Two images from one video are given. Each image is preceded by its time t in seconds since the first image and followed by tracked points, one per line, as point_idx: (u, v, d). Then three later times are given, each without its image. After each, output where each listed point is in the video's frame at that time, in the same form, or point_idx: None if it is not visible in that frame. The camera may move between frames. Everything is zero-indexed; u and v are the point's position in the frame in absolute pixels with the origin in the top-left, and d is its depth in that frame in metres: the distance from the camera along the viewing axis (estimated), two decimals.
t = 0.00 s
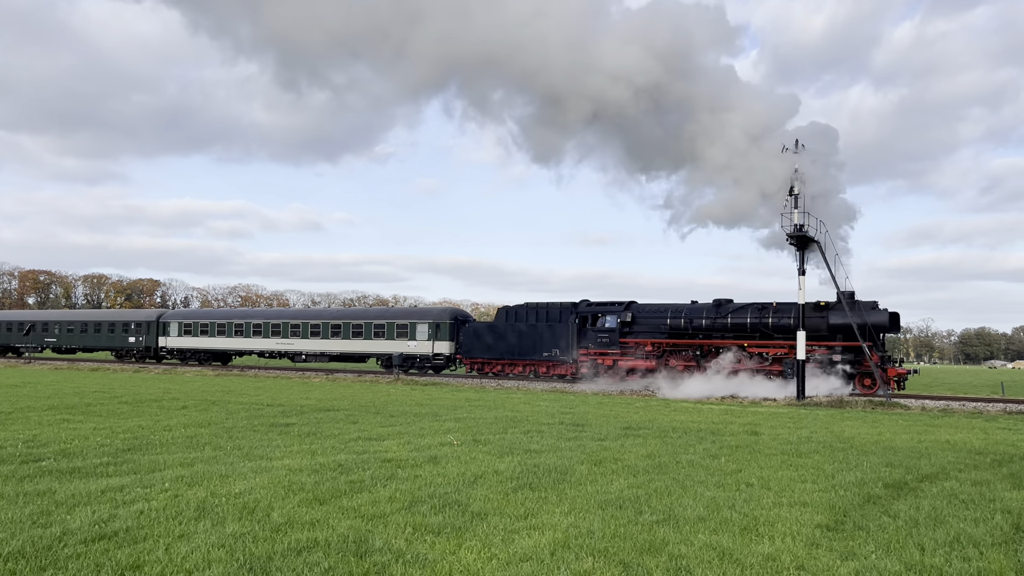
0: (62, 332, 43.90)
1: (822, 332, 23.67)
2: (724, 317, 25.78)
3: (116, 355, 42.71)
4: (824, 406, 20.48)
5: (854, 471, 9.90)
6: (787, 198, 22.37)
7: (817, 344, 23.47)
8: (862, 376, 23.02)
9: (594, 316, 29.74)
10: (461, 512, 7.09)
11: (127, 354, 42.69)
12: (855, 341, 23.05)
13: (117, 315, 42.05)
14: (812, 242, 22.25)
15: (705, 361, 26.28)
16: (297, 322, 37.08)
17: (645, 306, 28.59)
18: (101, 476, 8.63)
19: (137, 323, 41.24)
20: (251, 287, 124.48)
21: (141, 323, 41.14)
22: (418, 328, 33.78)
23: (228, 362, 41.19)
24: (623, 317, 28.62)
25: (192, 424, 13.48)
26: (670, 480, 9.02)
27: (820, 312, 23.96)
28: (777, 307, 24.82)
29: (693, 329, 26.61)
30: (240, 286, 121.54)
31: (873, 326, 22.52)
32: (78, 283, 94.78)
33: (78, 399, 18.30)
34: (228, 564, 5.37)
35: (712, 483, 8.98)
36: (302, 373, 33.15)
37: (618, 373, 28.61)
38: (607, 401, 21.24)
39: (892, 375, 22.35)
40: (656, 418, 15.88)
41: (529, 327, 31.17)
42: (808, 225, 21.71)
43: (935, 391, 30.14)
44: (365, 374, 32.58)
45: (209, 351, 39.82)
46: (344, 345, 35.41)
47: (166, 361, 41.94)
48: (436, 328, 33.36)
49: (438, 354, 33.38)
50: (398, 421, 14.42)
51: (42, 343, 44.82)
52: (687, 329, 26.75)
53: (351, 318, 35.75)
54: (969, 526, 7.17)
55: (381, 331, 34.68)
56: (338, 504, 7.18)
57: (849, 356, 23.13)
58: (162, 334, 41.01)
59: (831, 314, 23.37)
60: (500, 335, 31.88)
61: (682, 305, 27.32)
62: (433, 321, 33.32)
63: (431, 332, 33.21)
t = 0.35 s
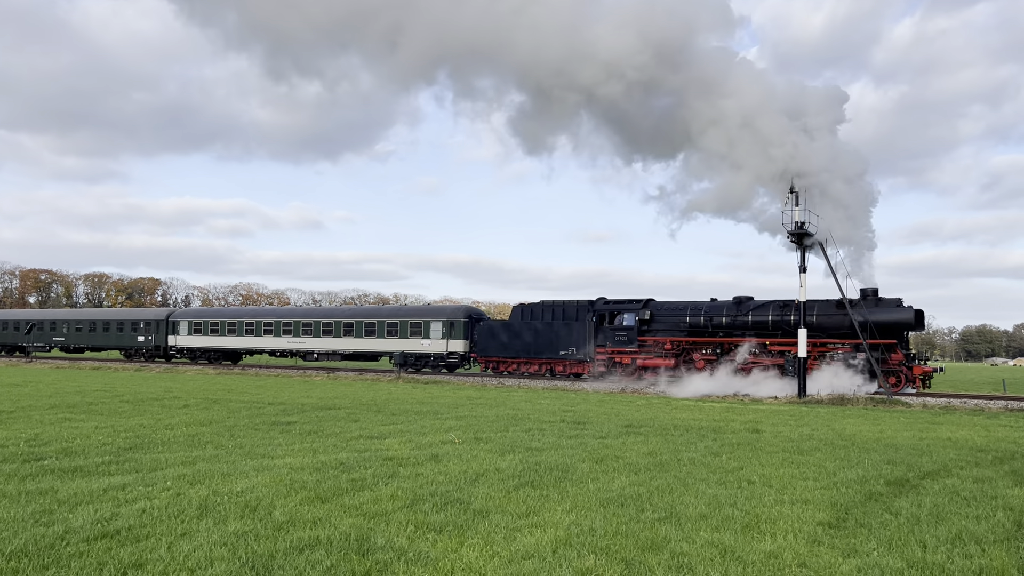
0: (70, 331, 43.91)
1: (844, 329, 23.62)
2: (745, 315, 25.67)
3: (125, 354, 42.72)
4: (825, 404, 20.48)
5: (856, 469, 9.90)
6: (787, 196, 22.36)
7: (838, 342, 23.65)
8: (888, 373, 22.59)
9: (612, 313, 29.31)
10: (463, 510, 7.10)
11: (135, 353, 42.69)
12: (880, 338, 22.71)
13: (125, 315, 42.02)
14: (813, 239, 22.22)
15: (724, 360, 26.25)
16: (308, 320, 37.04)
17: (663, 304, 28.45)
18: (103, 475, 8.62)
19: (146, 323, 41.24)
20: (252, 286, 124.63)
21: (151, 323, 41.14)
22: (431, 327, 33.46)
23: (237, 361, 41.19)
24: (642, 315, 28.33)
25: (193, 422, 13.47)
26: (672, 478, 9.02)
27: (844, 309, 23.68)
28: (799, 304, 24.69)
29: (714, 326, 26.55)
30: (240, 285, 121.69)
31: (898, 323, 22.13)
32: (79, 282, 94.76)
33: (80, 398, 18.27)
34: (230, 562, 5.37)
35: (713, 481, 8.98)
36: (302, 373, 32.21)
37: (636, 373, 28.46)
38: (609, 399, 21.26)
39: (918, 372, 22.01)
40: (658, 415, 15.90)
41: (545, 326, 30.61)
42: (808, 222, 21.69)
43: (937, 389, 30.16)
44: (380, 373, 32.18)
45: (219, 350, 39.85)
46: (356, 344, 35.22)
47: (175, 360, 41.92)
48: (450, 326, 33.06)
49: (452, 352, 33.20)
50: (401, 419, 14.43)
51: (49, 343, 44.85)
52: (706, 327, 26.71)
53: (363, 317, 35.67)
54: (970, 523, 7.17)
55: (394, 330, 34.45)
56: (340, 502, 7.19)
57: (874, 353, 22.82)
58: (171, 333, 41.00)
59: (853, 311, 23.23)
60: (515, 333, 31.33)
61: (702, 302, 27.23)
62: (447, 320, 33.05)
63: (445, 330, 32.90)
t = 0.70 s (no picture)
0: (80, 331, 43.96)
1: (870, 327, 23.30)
2: (768, 313, 25.34)
3: (136, 354, 42.75)
4: (829, 401, 20.45)
5: (859, 466, 9.89)
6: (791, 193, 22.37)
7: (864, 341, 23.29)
8: (914, 372, 22.33)
9: (631, 312, 29.06)
10: (467, 509, 7.09)
11: (146, 352, 42.71)
12: (907, 336, 22.49)
13: (137, 314, 42.03)
14: (816, 237, 22.19)
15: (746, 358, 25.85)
16: (321, 320, 36.95)
17: (684, 301, 27.90)
18: (108, 474, 8.63)
19: (158, 322, 41.25)
20: (254, 285, 124.85)
21: (162, 322, 41.16)
22: (446, 325, 33.53)
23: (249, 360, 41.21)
24: (661, 313, 27.94)
25: (197, 422, 13.48)
26: (675, 476, 9.01)
27: (869, 307, 23.42)
28: (822, 302, 24.45)
29: (736, 324, 26.23)
30: (243, 284, 121.97)
31: (926, 321, 21.89)
32: (82, 282, 94.88)
33: (83, 398, 18.26)
34: (234, 561, 5.38)
35: (717, 478, 8.96)
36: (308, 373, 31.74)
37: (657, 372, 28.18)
38: (611, 397, 21.25)
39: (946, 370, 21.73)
40: (661, 414, 15.88)
41: (563, 325, 30.47)
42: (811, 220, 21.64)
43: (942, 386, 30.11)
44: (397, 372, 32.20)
45: (232, 350, 39.88)
46: (371, 343, 35.19)
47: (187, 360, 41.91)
48: (466, 324, 33.11)
49: (469, 352, 33.15)
50: (404, 417, 14.43)
51: (60, 342, 44.92)
52: (729, 325, 26.36)
53: (377, 315, 35.65)
54: (975, 521, 7.15)
55: (409, 328, 34.57)
56: (343, 501, 7.18)
57: (900, 351, 22.59)
58: (183, 333, 41.02)
59: (880, 309, 22.93)
60: (532, 332, 31.29)
61: (724, 300, 26.86)
62: (463, 318, 33.07)
63: (461, 329, 33.00)
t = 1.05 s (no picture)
0: (91, 331, 44.10)
1: (897, 325, 23.07)
2: (793, 311, 24.94)
3: (148, 354, 42.80)
4: (832, 399, 20.41)
5: (864, 465, 9.86)
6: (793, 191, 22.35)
7: (891, 338, 23.00)
8: (943, 371, 22.09)
9: (652, 310, 28.50)
10: (471, 507, 7.09)
11: (158, 352, 42.76)
12: (935, 334, 22.30)
13: (149, 314, 42.10)
14: (820, 235, 22.14)
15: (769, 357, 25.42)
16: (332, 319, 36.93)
17: (706, 299, 27.37)
18: (112, 474, 8.66)
19: (170, 322, 41.30)
20: (258, 284, 125.08)
21: (174, 322, 41.21)
22: (463, 324, 33.55)
23: (262, 360, 41.23)
24: (683, 312, 27.37)
25: (201, 421, 13.53)
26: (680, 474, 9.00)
27: (895, 304, 23.25)
28: (848, 300, 24.38)
29: (760, 323, 25.72)
30: (247, 284, 122.29)
31: (954, 318, 21.73)
32: (86, 282, 95.18)
33: (88, 398, 18.29)
34: (239, 560, 5.39)
35: (721, 477, 8.95)
36: (310, 373, 31.17)
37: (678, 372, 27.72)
38: (615, 396, 21.24)
39: (975, 368, 21.54)
40: (665, 412, 15.88)
41: (582, 323, 30.16)
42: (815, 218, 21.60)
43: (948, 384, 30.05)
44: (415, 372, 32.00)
45: (245, 349, 39.82)
46: (387, 342, 35.17)
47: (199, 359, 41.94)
48: (483, 323, 33.12)
49: (485, 351, 33.14)
50: (407, 417, 14.47)
51: (71, 342, 45.05)
52: (752, 324, 25.83)
53: (392, 314, 35.62)
54: (979, 519, 7.13)
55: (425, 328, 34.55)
56: (348, 500, 7.18)
57: (928, 349, 22.39)
58: (195, 333, 41.09)
59: (907, 307, 22.72)
60: (551, 331, 31.04)
61: (747, 298, 26.30)
62: (480, 317, 33.08)
63: (478, 327, 33.03)
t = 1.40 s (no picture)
0: (103, 331, 44.24)
1: (926, 323, 22.86)
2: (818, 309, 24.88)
3: (161, 354, 42.86)
4: (837, 397, 20.36)
5: (869, 463, 9.83)
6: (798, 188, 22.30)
7: (920, 336, 22.73)
8: (974, 369, 21.84)
9: (673, 308, 28.07)
10: (475, 507, 7.09)
11: (170, 352, 42.84)
12: (965, 332, 22.06)
13: (162, 314, 42.21)
14: (824, 233, 22.08)
15: (788, 357, 25.27)
16: (342, 319, 36.94)
17: (728, 297, 26.96)
18: (117, 474, 8.68)
19: (182, 322, 41.36)
20: (262, 284, 125.31)
21: (187, 322, 41.28)
22: (481, 324, 33.48)
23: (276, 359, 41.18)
24: (705, 310, 26.98)
25: (205, 421, 13.56)
26: (684, 473, 8.98)
27: (924, 301, 22.99)
28: (874, 297, 24.02)
29: (784, 321, 25.37)
30: (251, 284, 122.60)
31: (985, 316, 21.48)
32: (91, 282, 95.52)
33: (93, 398, 18.33)
34: (243, 560, 5.39)
35: (725, 476, 8.93)
36: (316, 373, 30.96)
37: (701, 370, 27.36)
38: (620, 394, 21.20)
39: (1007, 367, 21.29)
40: (668, 411, 15.85)
41: (601, 322, 29.79)
42: (819, 215, 21.55)
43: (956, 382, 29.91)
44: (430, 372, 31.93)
45: (258, 348, 39.80)
46: (403, 341, 35.10)
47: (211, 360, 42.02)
48: (501, 322, 32.98)
49: (502, 350, 33.03)
50: (411, 416, 14.49)
51: (83, 342, 45.21)
52: (776, 322, 25.44)
53: (408, 313, 35.47)
54: (985, 517, 7.10)
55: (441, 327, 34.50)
56: (353, 500, 7.19)
57: (958, 347, 22.15)
58: (208, 332, 41.15)
59: (937, 304, 22.49)
60: (569, 330, 30.76)
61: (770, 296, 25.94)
62: (498, 316, 32.93)
63: (495, 327, 32.89)
